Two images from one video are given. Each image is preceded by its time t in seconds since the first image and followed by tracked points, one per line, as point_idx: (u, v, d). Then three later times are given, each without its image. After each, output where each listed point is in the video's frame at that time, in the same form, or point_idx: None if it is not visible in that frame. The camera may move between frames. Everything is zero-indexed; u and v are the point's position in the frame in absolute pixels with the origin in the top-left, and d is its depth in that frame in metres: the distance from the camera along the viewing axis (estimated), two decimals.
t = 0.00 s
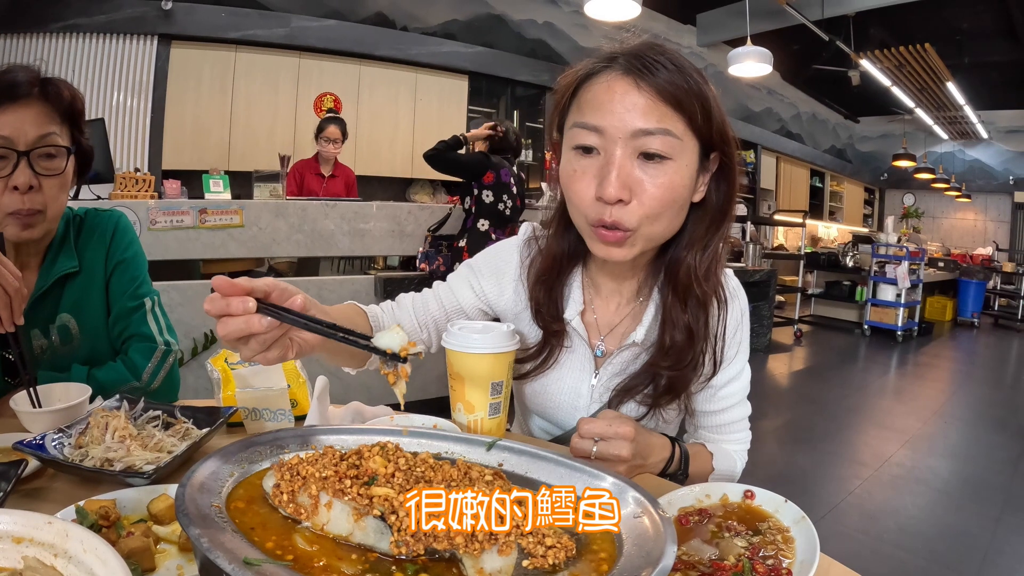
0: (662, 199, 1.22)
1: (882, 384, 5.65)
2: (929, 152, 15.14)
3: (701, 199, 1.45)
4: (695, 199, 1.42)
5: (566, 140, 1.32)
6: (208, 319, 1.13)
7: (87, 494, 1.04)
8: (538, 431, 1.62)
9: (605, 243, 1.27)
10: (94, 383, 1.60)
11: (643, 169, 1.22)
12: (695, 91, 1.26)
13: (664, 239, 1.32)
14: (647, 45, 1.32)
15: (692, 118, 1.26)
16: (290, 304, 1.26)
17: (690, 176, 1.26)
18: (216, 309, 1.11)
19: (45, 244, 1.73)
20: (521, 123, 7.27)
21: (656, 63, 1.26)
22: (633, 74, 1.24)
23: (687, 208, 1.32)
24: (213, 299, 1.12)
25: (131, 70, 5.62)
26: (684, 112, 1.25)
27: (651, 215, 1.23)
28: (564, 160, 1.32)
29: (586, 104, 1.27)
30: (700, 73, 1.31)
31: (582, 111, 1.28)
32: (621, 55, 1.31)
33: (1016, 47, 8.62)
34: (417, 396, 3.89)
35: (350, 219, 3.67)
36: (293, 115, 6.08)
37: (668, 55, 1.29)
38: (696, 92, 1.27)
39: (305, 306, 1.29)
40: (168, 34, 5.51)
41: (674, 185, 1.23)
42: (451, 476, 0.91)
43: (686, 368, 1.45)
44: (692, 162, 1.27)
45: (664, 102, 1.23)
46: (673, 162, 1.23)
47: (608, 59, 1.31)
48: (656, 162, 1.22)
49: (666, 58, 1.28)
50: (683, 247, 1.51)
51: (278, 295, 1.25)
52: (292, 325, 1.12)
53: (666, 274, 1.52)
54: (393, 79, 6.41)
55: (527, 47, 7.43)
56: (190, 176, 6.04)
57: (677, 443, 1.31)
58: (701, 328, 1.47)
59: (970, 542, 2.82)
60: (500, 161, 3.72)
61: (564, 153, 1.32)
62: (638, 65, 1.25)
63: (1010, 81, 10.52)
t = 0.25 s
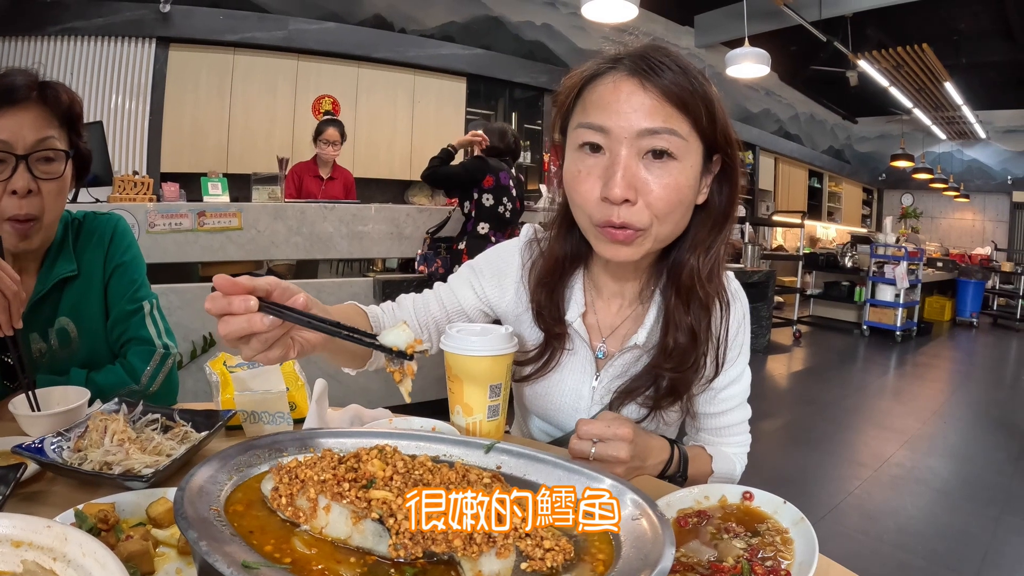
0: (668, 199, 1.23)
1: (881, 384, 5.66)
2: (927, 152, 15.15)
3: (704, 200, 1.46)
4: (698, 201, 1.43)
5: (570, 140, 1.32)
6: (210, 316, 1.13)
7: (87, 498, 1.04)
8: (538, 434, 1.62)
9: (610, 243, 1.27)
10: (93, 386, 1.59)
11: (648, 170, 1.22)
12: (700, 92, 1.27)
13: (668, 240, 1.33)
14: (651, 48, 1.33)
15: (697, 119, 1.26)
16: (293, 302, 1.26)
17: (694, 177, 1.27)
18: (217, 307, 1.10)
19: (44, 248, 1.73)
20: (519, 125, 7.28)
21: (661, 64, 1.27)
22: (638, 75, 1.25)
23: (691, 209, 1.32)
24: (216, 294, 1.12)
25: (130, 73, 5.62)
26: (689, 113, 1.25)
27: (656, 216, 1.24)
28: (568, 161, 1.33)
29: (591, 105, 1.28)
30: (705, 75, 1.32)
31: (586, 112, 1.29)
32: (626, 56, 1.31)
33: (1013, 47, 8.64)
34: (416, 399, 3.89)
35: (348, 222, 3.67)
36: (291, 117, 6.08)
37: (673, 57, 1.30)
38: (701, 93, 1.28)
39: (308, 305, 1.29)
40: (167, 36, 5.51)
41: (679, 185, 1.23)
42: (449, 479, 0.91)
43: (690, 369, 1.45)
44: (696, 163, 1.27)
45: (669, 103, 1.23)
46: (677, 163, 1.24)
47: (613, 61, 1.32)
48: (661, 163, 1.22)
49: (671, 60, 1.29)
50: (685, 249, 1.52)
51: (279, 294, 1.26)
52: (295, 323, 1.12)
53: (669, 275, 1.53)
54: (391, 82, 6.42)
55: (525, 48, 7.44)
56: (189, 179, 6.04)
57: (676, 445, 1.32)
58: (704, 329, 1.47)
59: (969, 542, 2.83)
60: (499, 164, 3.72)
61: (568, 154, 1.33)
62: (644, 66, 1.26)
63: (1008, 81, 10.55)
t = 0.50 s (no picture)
0: (666, 201, 1.23)
1: (881, 385, 5.65)
2: (926, 152, 15.16)
3: (703, 202, 1.46)
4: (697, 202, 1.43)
5: (568, 143, 1.32)
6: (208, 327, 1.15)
7: (86, 500, 1.04)
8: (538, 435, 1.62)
9: (609, 245, 1.27)
10: (92, 389, 1.59)
11: (646, 172, 1.22)
12: (697, 93, 1.27)
13: (667, 242, 1.33)
14: (648, 50, 1.33)
15: (695, 121, 1.26)
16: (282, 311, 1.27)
17: (693, 179, 1.27)
18: (208, 312, 1.11)
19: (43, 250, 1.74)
20: (518, 126, 7.28)
21: (658, 66, 1.27)
22: (636, 77, 1.25)
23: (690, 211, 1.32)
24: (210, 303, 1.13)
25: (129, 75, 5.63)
26: (687, 115, 1.25)
27: (654, 218, 1.24)
28: (566, 164, 1.33)
29: (589, 108, 1.28)
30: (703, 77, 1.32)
31: (584, 114, 1.29)
32: (623, 59, 1.31)
33: (1011, 47, 8.65)
34: (416, 400, 3.89)
35: (348, 223, 3.67)
36: (291, 118, 6.09)
37: (670, 59, 1.30)
38: (699, 95, 1.27)
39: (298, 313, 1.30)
40: (166, 38, 5.52)
41: (678, 187, 1.23)
42: (448, 481, 0.91)
43: (690, 370, 1.45)
44: (695, 164, 1.27)
45: (667, 105, 1.23)
46: (676, 165, 1.23)
47: (611, 63, 1.32)
48: (660, 165, 1.22)
49: (668, 62, 1.29)
50: (685, 250, 1.52)
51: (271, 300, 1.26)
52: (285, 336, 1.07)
53: (669, 277, 1.53)
54: (390, 83, 6.42)
55: (524, 49, 7.45)
56: (189, 180, 6.04)
57: (676, 446, 1.32)
58: (704, 330, 1.47)
59: (969, 542, 2.83)
60: (498, 166, 3.73)
61: (566, 156, 1.33)
62: (641, 69, 1.26)
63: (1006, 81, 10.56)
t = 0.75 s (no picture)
0: (661, 201, 1.22)
1: (884, 383, 5.64)
2: (928, 149, 15.11)
3: (701, 199, 1.45)
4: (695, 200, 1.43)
5: (563, 143, 1.32)
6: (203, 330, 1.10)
7: (88, 499, 1.04)
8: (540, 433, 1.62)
9: (605, 244, 1.28)
10: (94, 388, 1.59)
11: (640, 172, 1.22)
12: (691, 91, 1.26)
13: (663, 241, 1.32)
14: (642, 47, 1.32)
15: (689, 120, 1.25)
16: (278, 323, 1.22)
17: (688, 178, 1.26)
18: (205, 321, 1.06)
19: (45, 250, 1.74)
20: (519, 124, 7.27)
21: (651, 65, 1.26)
22: (629, 76, 1.24)
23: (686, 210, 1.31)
24: (206, 310, 1.07)
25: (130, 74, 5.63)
26: (681, 113, 1.24)
27: (649, 217, 1.23)
28: (562, 164, 1.32)
29: (583, 108, 1.27)
30: (697, 73, 1.31)
31: (578, 114, 1.29)
32: (617, 57, 1.31)
33: (1014, 43, 8.62)
34: (417, 398, 3.89)
35: (349, 222, 3.67)
36: (292, 117, 6.08)
37: (664, 56, 1.29)
38: (693, 92, 1.26)
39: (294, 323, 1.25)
40: (166, 37, 5.51)
41: (672, 186, 1.23)
42: (449, 480, 0.91)
43: (690, 368, 1.45)
44: (689, 162, 1.27)
45: (660, 104, 1.23)
46: (670, 164, 1.23)
47: (604, 62, 1.31)
48: (653, 165, 1.22)
49: (662, 59, 1.28)
50: (685, 248, 1.51)
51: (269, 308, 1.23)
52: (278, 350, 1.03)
53: (668, 275, 1.53)
54: (391, 82, 6.41)
55: (525, 47, 7.43)
56: (190, 179, 6.04)
57: (677, 444, 1.32)
58: (703, 328, 1.47)
59: (971, 540, 2.82)
60: (498, 164, 3.73)
61: (561, 156, 1.33)
62: (634, 67, 1.26)
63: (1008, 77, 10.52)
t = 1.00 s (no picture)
0: (652, 202, 1.22)
1: (884, 382, 5.64)
2: (929, 148, 15.10)
3: (696, 198, 1.44)
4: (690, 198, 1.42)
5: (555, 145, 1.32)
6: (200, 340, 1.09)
7: (88, 499, 1.04)
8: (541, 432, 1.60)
9: (597, 245, 1.29)
10: (94, 387, 1.59)
11: (630, 174, 1.22)
12: (681, 91, 1.25)
13: (657, 241, 1.33)
14: (632, 47, 1.31)
15: (678, 120, 1.24)
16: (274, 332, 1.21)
17: (678, 178, 1.26)
18: (202, 330, 1.06)
19: (45, 249, 1.74)
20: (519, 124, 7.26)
21: (640, 65, 1.25)
22: (617, 77, 1.24)
23: (680, 210, 1.31)
24: (203, 321, 1.07)
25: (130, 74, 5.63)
26: (670, 113, 1.23)
27: (641, 218, 1.24)
28: (554, 166, 1.33)
29: (573, 111, 1.27)
30: (688, 72, 1.29)
31: (569, 117, 1.29)
32: (607, 57, 1.30)
33: (1014, 43, 8.62)
34: (417, 398, 3.89)
35: (350, 221, 3.66)
36: (292, 116, 6.08)
37: (653, 56, 1.28)
38: (682, 92, 1.25)
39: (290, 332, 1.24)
40: (167, 37, 5.51)
41: (662, 187, 1.23)
42: (449, 479, 0.91)
43: (687, 366, 1.45)
44: (681, 162, 1.26)
45: (649, 105, 1.22)
46: (660, 166, 1.22)
47: (594, 63, 1.30)
48: (643, 167, 1.22)
49: (651, 59, 1.27)
50: (682, 246, 1.50)
51: (264, 317, 1.22)
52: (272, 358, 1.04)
53: (665, 273, 1.52)
54: (392, 81, 6.41)
55: (526, 47, 7.43)
56: (190, 179, 6.04)
57: (677, 443, 1.31)
58: (701, 325, 1.47)
59: (972, 539, 2.82)
60: (495, 164, 3.73)
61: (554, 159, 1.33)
62: (623, 68, 1.25)
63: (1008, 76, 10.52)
